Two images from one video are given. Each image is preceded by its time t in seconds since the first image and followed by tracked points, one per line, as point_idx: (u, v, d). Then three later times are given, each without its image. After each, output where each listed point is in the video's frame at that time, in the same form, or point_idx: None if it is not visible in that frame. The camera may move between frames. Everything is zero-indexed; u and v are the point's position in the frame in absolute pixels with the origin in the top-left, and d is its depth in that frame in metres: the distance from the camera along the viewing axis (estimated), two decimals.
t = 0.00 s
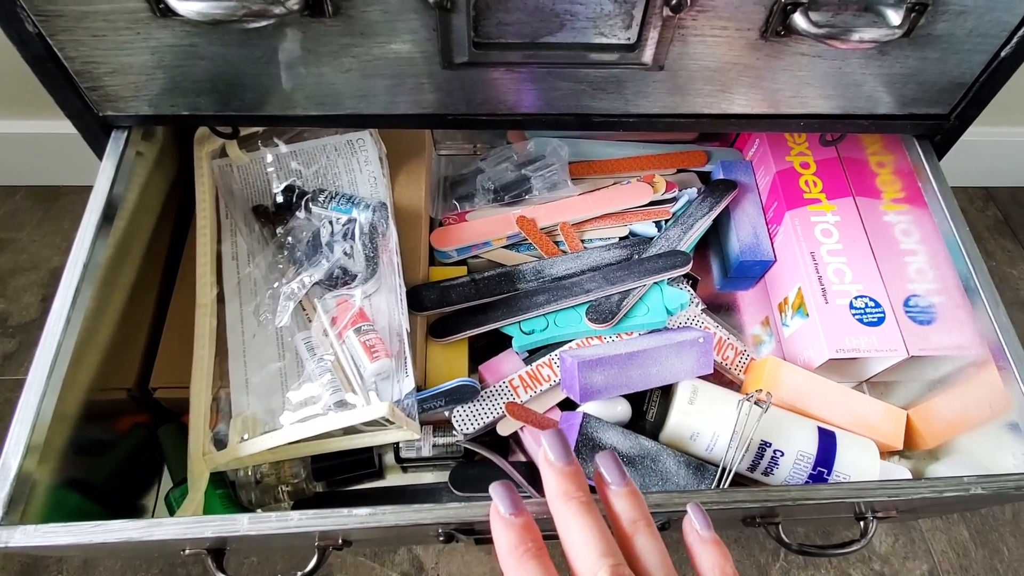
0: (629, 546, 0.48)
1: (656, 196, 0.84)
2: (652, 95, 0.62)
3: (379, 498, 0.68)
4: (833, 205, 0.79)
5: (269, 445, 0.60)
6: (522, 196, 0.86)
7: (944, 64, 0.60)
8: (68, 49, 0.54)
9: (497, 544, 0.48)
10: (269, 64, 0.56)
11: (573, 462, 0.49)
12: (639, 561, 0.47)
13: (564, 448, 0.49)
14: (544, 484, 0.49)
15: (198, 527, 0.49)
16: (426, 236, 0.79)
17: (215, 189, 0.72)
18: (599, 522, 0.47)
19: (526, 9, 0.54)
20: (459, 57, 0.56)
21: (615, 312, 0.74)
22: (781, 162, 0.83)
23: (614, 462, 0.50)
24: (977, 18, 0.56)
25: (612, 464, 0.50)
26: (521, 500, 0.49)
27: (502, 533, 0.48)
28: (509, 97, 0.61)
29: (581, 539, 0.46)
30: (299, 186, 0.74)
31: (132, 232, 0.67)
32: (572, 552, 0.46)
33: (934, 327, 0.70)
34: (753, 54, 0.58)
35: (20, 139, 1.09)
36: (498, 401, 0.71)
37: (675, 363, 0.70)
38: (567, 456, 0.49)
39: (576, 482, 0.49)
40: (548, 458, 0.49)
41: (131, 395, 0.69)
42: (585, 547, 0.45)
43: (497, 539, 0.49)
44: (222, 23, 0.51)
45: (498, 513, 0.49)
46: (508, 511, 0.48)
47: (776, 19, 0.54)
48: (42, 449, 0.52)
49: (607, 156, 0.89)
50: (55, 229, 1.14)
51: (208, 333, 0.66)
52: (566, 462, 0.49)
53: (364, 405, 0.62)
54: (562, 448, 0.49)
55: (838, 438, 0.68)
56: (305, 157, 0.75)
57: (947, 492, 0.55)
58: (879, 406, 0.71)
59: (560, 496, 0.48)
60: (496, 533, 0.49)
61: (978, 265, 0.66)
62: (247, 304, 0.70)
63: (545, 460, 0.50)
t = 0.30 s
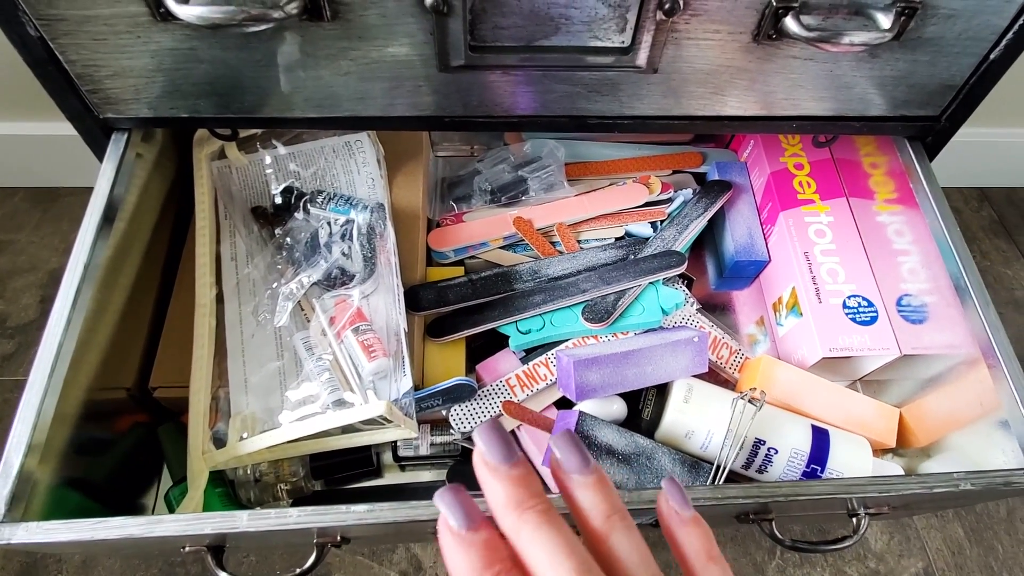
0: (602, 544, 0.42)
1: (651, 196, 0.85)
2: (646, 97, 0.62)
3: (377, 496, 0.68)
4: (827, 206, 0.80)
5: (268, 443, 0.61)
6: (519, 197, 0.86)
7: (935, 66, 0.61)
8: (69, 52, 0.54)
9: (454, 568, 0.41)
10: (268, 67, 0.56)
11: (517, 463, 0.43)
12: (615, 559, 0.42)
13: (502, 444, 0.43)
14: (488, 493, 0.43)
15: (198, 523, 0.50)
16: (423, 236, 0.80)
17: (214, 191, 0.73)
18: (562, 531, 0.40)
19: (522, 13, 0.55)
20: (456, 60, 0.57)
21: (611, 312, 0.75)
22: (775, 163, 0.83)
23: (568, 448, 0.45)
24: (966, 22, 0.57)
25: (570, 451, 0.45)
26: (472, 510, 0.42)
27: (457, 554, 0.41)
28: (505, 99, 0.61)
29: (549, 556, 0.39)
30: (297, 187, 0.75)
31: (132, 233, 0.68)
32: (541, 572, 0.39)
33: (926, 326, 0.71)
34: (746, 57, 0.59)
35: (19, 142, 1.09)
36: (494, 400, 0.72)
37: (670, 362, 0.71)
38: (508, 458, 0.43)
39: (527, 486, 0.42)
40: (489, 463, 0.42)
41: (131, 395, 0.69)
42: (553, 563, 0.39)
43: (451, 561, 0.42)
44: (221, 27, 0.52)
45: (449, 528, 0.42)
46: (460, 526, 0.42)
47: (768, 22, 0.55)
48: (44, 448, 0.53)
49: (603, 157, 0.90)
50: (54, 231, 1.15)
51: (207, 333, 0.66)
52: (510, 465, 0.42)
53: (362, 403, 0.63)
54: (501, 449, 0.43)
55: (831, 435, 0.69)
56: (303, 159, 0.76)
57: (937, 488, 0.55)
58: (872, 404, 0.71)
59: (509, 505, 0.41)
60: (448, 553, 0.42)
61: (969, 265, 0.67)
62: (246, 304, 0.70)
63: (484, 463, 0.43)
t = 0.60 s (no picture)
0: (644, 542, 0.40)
1: (650, 196, 0.84)
2: (646, 96, 0.62)
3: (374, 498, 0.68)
4: (827, 205, 0.79)
5: (264, 445, 0.60)
6: (517, 197, 0.86)
7: (936, 64, 0.60)
8: (61, 51, 0.54)
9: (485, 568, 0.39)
10: (263, 66, 0.56)
11: (550, 459, 0.40)
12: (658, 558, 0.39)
13: (530, 437, 0.40)
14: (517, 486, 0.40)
15: (191, 528, 0.49)
16: (421, 237, 0.79)
17: (210, 191, 0.73)
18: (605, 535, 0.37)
19: (518, 10, 0.55)
20: (453, 58, 0.56)
21: (610, 312, 0.75)
22: (775, 163, 0.83)
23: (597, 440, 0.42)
24: (967, 19, 0.57)
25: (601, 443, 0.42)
26: (506, 509, 0.40)
27: (490, 555, 0.39)
28: (503, 98, 0.61)
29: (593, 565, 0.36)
30: (294, 187, 0.75)
31: (127, 233, 0.67)
32: None
33: (927, 326, 0.70)
34: (745, 54, 0.58)
35: (14, 142, 1.09)
36: (493, 402, 0.72)
37: (669, 363, 0.70)
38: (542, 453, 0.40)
39: (561, 483, 0.39)
40: (519, 459, 0.39)
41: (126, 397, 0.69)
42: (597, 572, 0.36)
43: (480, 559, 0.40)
44: (215, 24, 0.51)
45: (480, 525, 0.39)
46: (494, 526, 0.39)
47: (768, 19, 0.55)
48: (35, 451, 0.52)
49: (602, 157, 0.89)
50: (49, 232, 1.14)
51: (202, 334, 0.66)
52: (545, 461, 0.39)
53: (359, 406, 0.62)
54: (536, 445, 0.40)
55: (832, 437, 0.68)
56: (300, 159, 0.75)
57: (940, 490, 0.55)
58: (873, 405, 0.71)
59: (545, 505, 0.38)
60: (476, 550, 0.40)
61: (972, 265, 0.67)
62: (242, 305, 0.70)
63: (513, 456, 0.40)
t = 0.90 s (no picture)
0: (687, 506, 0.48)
1: (652, 197, 0.84)
2: (648, 96, 0.62)
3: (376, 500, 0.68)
4: (829, 206, 0.79)
5: (266, 446, 0.60)
6: (519, 198, 0.86)
7: (938, 64, 0.60)
8: (63, 51, 0.54)
9: (608, 470, 0.48)
10: (265, 67, 0.56)
11: (637, 442, 0.48)
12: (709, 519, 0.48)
13: (688, 388, 0.50)
14: (662, 421, 0.50)
15: (193, 530, 0.49)
16: (422, 237, 0.79)
17: (211, 192, 0.73)
18: (714, 471, 0.47)
19: (523, 12, 0.55)
20: (455, 59, 0.56)
21: (612, 313, 0.74)
22: (777, 163, 0.83)
23: (729, 416, 0.52)
24: (970, 19, 0.57)
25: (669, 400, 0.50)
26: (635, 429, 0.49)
27: (614, 460, 0.48)
28: (505, 98, 0.61)
29: (694, 483, 0.47)
30: (295, 188, 0.74)
31: (128, 234, 0.67)
32: (682, 493, 0.48)
33: (930, 326, 0.70)
34: (748, 55, 0.58)
35: (15, 144, 1.09)
36: (495, 403, 0.71)
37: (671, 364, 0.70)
38: (632, 436, 0.48)
39: (641, 463, 0.48)
40: (614, 438, 0.48)
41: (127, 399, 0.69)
42: (698, 489, 0.47)
43: (608, 466, 0.48)
44: (217, 25, 0.51)
45: (612, 438, 0.49)
46: (625, 440, 0.48)
47: (770, 20, 0.55)
48: (37, 452, 0.52)
49: (603, 157, 0.89)
50: (50, 234, 1.14)
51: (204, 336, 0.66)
52: (629, 441, 0.48)
53: (360, 407, 0.62)
54: (627, 428, 0.48)
55: (836, 438, 0.68)
56: (302, 159, 0.75)
57: (944, 491, 0.55)
58: (876, 405, 0.71)
59: (681, 441, 0.48)
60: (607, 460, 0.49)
61: (974, 265, 0.67)
62: (243, 306, 0.70)
63: (667, 399, 0.50)
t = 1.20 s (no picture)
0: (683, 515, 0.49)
1: (656, 199, 0.84)
2: (653, 99, 0.62)
3: (380, 503, 0.68)
4: (833, 208, 0.79)
5: (271, 450, 0.60)
6: (522, 200, 0.86)
7: (943, 67, 0.60)
8: (68, 54, 0.54)
9: (603, 480, 0.49)
10: (270, 69, 0.56)
11: (631, 450, 0.49)
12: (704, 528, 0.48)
13: (679, 398, 0.50)
14: (656, 431, 0.50)
15: (198, 533, 0.49)
16: (426, 240, 0.79)
17: (216, 195, 0.72)
18: (708, 480, 0.48)
19: (528, 13, 0.55)
20: (460, 61, 0.56)
21: (616, 316, 0.74)
22: (780, 165, 0.83)
23: (721, 423, 0.52)
24: (976, 21, 0.57)
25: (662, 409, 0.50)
26: (629, 438, 0.50)
27: (609, 469, 0.48)
28: (509, 101, 0.61)
29: (688, 491, 0.47)
30: (299, 191, 0.75)
31: (132, 237, 0.67)
32: (676, 501, 0.48)
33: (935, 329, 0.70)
34: (753, 57, 0.58)
35: (19, 146, 1.09)
36: (499, 406, 0.71)
37: (676, 367, 0.70)
38: (625, 444, 0.49)
39: (635, 472, 0.48)
40: (608, 446, 0.49)
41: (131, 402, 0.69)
42: (692, 498, 0.47)
43: (603, 477, 0.49)
44: (223, 28, 0.51)
45: (607, 447, 0.49)
46: (620, 450, 0.48)
47: (775, 22, 0.54)
48: (42, 456, 0.52)
49: (607, 159, 0.89)
50: (53, 235, 1.14)
51: (208, 338, 0.65)
52: (623, 450, 0.49)
53: (365, 410, 0.62)
54: (621, 436, 0.49)
55: (841, 440, 0.68)
56: (305, 162, 0.75)
57: (950, 494, 0.55)
58: (881, 408, 0.71)
59: (674, 449, 0.49)
60: (601, 470, 0.49)
61: (980, 267, 0.66)
62: (247, 309, 0.70)
63: (659, 407, 0.51)
